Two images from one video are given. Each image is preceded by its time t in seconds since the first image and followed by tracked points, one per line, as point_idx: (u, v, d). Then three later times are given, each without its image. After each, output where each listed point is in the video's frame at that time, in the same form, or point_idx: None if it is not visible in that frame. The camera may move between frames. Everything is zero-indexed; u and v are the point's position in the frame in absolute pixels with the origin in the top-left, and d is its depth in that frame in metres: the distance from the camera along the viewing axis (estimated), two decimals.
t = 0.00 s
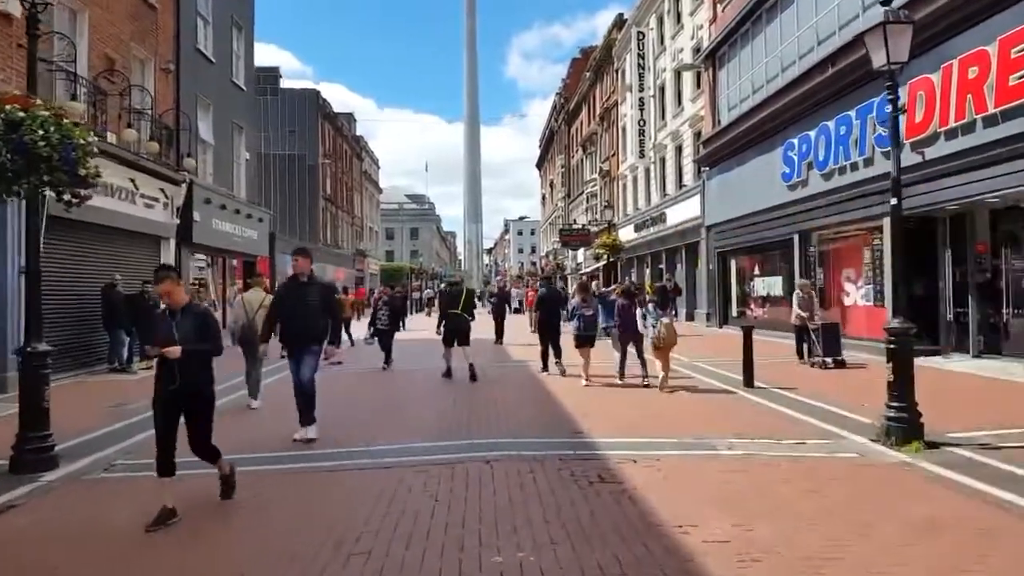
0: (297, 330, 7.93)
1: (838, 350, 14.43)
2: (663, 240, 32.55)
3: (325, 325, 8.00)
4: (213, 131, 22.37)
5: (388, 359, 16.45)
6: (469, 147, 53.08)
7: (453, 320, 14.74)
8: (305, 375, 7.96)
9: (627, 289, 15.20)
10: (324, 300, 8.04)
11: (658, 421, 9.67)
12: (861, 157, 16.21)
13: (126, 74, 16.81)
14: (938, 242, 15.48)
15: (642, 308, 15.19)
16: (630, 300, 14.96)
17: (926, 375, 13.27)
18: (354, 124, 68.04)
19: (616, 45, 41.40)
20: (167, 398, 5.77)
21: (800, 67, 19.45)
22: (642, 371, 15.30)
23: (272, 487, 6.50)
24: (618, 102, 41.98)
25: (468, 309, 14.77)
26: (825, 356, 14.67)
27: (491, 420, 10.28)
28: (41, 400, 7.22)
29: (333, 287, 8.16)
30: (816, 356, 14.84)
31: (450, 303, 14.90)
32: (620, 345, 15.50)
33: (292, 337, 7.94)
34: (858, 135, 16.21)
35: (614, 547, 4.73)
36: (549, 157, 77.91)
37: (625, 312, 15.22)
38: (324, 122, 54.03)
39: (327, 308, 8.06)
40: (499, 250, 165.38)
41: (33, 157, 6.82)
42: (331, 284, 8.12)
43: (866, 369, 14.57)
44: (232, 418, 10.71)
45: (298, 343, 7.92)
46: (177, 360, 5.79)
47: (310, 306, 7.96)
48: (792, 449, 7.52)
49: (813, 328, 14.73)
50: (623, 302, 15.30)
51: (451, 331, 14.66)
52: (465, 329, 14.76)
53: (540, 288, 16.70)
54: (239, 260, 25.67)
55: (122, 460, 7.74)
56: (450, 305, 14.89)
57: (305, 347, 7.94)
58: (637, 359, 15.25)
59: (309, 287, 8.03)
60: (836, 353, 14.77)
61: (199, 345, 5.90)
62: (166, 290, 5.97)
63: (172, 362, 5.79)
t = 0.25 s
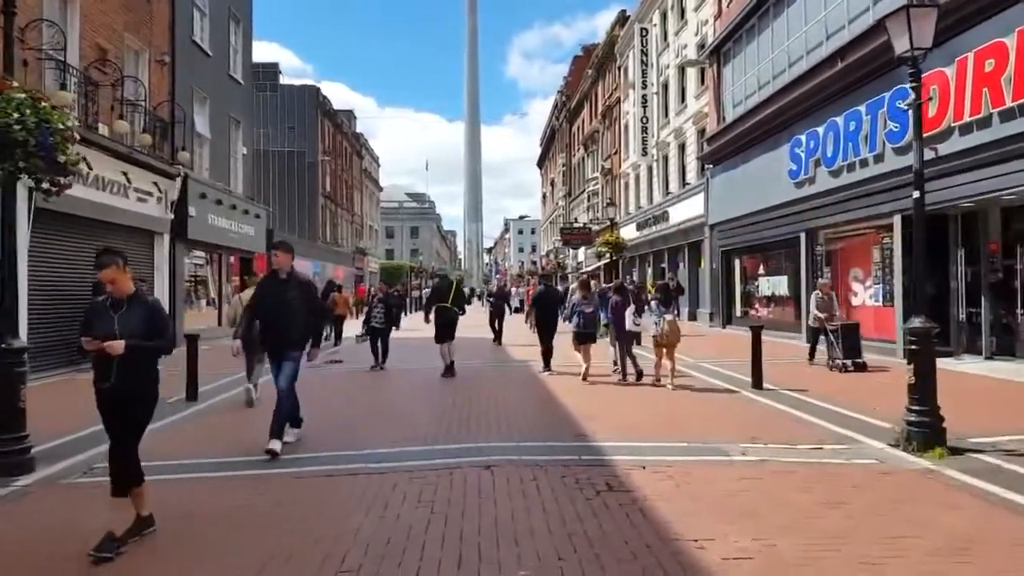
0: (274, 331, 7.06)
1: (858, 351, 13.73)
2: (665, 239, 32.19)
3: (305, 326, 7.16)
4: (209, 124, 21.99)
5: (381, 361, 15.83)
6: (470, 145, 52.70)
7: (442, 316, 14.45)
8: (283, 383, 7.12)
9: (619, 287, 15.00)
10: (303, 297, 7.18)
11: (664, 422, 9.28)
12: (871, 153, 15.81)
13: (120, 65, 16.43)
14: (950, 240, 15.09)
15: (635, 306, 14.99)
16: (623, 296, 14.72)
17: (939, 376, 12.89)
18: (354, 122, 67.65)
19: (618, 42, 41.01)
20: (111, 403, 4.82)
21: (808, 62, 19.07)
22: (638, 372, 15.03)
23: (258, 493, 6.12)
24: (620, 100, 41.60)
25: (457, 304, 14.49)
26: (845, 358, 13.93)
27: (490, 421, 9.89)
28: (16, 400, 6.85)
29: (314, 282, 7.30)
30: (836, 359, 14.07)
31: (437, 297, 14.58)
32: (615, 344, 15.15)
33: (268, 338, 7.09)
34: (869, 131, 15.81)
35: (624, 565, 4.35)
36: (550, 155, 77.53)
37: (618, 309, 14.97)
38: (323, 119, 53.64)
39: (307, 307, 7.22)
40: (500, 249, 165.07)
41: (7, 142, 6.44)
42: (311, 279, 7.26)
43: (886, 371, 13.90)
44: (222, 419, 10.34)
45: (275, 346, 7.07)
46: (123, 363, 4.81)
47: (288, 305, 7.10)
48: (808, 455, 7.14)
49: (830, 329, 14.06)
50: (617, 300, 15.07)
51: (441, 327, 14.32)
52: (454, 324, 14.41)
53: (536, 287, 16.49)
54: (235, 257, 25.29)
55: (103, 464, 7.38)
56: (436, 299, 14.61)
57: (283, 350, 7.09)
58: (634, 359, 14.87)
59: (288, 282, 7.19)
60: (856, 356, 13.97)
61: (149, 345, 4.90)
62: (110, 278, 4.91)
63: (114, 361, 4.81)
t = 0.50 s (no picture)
0: (255, 338, 6.59)
1: (879, 354, 13.16)
2: (667, 239, 31.87)
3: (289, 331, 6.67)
4: (204, 125, 21.67)
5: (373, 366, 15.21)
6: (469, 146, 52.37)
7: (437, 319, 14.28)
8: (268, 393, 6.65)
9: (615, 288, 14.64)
10: (287, 301, 6.68)
11: (672, 426, 8.95)
12: (878, 151, 15.48)
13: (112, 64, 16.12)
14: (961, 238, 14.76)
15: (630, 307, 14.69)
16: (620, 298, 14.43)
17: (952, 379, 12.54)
18: (353, 123, 67.33)
19: (618, 41, 40.69)
20: (36, 437, 4.30)
21: (812, 58, 18.75)
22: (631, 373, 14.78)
23: (247, 507, 5.80)
24: (620, 99, 41.27)
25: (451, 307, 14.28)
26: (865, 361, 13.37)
27: (492, 428, 9.55)
28: None
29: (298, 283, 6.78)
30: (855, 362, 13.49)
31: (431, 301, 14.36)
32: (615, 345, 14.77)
33: (249, 346, 6.59)
34: (876, 128, 15.48)
35: None
36: (550, 156, 77.15)
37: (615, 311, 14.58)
38: (322, 120, 53.32)
39: (290, 310, 6.70)
40: (499, 250, 164.76)
41: None
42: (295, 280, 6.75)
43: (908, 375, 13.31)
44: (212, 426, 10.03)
45: (256, 353, 6.58)
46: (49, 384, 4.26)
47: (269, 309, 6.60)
48: (826, 465, 6.80)
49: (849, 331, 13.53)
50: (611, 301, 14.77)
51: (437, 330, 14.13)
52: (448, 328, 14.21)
53: (534, 288, 16.21)
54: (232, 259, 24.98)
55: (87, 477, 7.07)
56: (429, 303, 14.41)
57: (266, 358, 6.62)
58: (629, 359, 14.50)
59: (270, 284, 6.69)
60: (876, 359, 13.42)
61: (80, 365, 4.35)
62: (42, 290, 4.31)
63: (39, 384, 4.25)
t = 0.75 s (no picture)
0: (220, 345, 6.03)
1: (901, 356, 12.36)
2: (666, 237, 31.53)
3: (256, 337, 6.08)
4: (195, 123, 21.28)
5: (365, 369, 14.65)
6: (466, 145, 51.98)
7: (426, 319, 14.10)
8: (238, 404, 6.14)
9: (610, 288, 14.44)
10: (254, 304, 6.09)
11: (675, 431, 8.59)
12: (883, 147, 15.11)
13: (98, 60, 15.73)
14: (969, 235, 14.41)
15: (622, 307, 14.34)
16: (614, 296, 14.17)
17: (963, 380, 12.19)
18: (350, 122, 66.91)
19: (616, 38, 40.32)
20: None
21: (815, 53, 18.39)
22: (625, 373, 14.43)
23: (227, 525, 5.44)
24: (618, 97, 40.91)
25: (441, 307, 14.08)
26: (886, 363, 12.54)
27: (488, 434, 9.19)
28: None
29: (267, 283, 6.18)
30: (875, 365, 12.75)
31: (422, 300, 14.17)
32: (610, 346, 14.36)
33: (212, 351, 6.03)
34: (881, 124, 15.09)
35: None
36: (548, 154, 76.77)
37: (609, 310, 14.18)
38: (318, 120, 52.90)
39: (258, 313, 6.12)
40: (498, 250, 164.36)
41: None
42: (263, 281, 6.15)
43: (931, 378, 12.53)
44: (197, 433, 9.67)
45: (221, 362, 6.02)
46: None
47: (235, 313, 6.02)
48: (840, 474, 6.44)
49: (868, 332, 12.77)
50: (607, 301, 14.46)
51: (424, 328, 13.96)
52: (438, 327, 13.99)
53: (532, 287, 15.97)
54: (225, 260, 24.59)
55: (60, 491, 6.72)
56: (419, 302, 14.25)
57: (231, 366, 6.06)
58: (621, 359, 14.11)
59: (236, 285, 6.10)
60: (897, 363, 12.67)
61: None
62: None
63: None
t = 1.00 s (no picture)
0: (171, 358, 5.44)
1: (919, 360, 11.61)
2: (665, 237, 31.22)
3: (213, 348, 5.51)
4: (186, 120, 20.90)
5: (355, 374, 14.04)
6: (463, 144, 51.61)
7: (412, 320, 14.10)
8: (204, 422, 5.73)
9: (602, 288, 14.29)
10: (208, 312, 5.48)
11: (677, 437, 8.24)
12: (888, 144, 14.78)
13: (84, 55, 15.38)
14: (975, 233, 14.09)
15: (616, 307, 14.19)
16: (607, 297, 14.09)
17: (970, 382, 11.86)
18: (346, 121, 66.50)
19: (614, 36, 39.99)
20: None
21: (817, 49, 18.07)
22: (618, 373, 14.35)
23: (201, 540, 5.09)
24: (617, 95, 40.57)
25: (428, 308, 14.07)
26: (903, 367, 11.82)
27: (481, 439, 8.83)
28: None
29: (222, 287, 5.57)
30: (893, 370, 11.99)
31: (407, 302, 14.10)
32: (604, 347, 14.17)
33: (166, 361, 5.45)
34: (886, 121, 14.76)
35: None
36: (546, 154, 76.38)
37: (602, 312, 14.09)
38: (314, 119, 52.52)
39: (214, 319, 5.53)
40: (495, 250, 164.07)
41: None
42: (218, 285, 5.53)
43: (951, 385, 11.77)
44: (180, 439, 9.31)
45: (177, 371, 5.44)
46: None
47: (188, 323, 5.41)
48: (853, 485, 6.10)
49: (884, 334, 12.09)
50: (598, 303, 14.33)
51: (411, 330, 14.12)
52: (424, 329, 14.07)
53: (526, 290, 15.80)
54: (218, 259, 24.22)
55: (27, 502, 6.35)
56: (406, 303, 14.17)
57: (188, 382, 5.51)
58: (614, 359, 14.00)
59: (186, 291, 5.48)
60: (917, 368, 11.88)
61: None
62: None
63: None
